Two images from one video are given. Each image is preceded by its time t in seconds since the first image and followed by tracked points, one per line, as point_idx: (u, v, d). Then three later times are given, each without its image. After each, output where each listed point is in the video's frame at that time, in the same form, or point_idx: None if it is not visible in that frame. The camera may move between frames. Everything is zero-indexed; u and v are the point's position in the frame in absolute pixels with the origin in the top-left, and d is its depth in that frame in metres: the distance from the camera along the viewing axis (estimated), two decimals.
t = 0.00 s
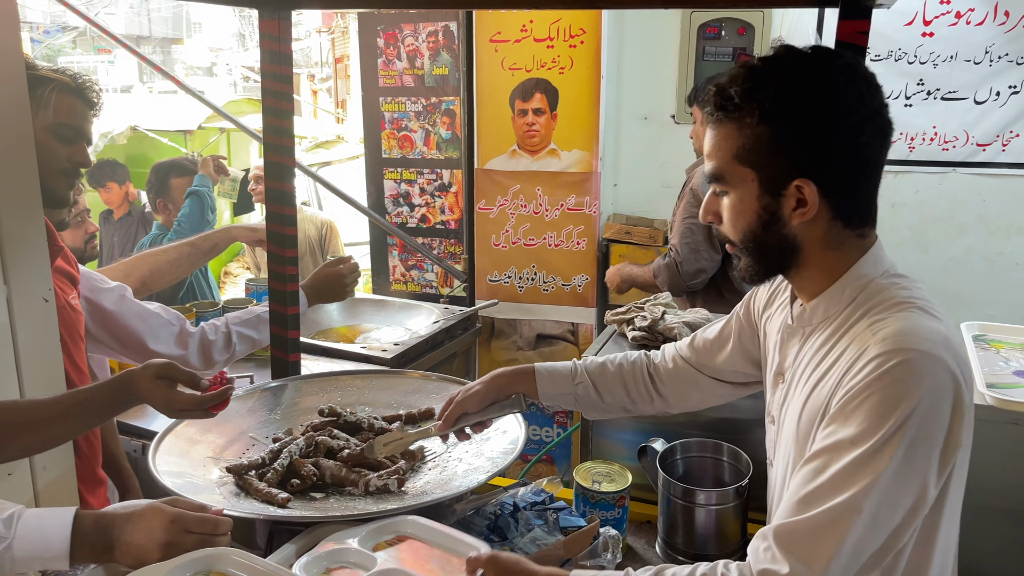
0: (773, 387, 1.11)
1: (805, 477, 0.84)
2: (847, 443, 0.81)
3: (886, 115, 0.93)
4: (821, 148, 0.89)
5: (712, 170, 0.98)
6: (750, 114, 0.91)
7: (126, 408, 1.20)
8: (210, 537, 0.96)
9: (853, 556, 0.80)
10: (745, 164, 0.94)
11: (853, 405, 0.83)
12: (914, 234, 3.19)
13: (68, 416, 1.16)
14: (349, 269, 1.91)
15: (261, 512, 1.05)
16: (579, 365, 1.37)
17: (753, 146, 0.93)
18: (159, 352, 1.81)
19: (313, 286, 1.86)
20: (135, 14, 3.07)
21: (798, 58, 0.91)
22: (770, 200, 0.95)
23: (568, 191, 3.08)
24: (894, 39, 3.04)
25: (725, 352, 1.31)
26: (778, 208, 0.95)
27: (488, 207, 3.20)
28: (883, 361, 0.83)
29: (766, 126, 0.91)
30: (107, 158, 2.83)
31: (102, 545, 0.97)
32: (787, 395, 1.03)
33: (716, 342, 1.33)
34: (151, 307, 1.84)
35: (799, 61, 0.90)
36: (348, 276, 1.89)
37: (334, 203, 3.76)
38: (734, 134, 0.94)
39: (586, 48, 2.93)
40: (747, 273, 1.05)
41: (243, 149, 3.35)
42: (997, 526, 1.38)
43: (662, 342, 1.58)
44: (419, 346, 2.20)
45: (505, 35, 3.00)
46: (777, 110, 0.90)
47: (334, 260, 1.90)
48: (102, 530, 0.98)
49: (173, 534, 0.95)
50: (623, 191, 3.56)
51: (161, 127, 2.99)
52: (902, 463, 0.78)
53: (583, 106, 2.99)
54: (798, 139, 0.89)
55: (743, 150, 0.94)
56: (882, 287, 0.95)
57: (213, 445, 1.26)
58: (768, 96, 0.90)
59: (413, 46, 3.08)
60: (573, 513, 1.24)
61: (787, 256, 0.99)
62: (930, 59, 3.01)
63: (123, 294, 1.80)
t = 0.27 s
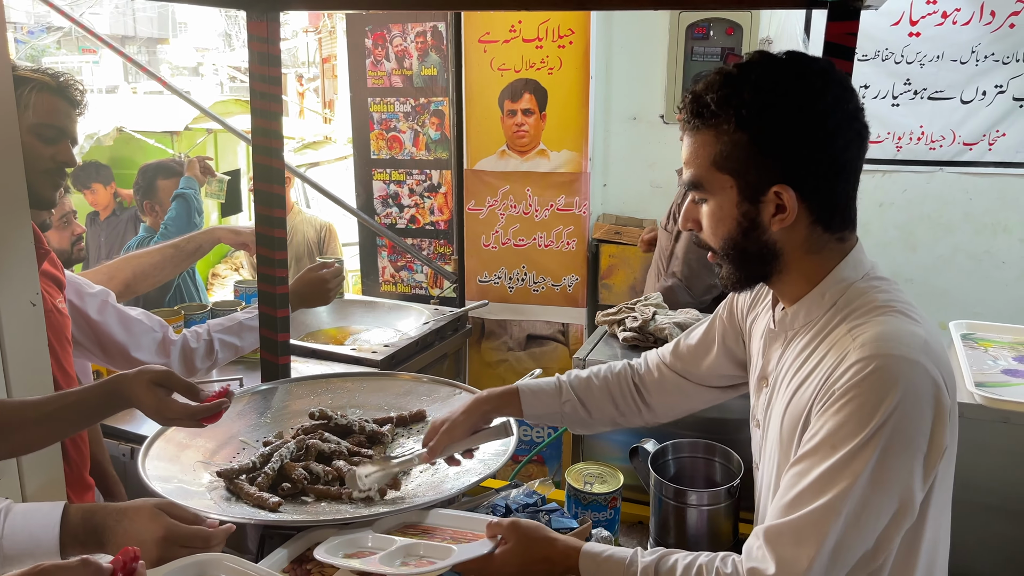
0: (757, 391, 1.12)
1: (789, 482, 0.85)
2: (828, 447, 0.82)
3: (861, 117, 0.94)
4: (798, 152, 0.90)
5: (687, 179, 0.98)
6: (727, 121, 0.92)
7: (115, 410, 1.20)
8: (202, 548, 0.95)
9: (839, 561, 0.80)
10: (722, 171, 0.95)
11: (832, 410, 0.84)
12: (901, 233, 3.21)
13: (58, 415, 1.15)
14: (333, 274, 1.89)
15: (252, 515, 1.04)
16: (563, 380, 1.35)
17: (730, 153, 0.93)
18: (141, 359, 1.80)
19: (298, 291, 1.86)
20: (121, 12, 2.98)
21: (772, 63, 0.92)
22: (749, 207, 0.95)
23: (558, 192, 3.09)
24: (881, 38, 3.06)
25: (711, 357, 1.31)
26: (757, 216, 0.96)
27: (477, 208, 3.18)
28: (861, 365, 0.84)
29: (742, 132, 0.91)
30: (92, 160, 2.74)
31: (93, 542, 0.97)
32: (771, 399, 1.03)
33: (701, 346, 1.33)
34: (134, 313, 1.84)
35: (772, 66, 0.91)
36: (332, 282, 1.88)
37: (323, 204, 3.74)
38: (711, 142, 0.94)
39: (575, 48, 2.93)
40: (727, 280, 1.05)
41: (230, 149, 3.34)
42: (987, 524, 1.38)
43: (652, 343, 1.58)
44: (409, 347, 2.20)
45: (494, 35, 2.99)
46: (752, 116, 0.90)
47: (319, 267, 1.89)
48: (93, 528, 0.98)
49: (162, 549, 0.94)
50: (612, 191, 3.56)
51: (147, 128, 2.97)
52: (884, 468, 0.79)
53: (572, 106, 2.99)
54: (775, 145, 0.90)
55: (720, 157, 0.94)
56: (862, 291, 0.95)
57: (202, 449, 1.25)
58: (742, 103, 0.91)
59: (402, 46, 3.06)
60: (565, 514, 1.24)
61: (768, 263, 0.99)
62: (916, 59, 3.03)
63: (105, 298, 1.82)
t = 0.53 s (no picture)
0: (739, 404, 1.12)
1: (775, 501, 0.85)
2: (813, 466, 0.82)
3: (842, 132, 0.93)
4: (776, 168, 0.90)
5: (668, 196, 0.98)
6: (706, 136, 0.92)
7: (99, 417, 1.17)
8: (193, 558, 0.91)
9: None
10: (703, 187, 0.95)
11: (817, 429, 0.83)
12: (889, 235, 3.22)
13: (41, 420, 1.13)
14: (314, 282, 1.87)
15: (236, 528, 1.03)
16: (546, 392, 1.33)
17: (710, 169, 0.93)
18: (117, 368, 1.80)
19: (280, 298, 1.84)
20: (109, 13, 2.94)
21: (751, 79, 0.92)
22: (729, 223, 0.95)
23: (546, 195, 3.08)
24: (869, 40, 3.06)
25: (694, 367, 1.31)
26: (737, 230, 0.95)
27: (466, 211, 3.16)
28: (845, 384, 0.83)
29: (722, 147, 0.91)
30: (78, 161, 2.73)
31: (87, 543, 0.96)
32: (756, 413, 1.03)
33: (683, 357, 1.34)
34: (112, 322, 1.84)
35: (751, 82, 0.91)
36: (313, 288, 1.86)
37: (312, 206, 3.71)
38: (691, 158, 0.94)
39: (563, 51, 2.93)
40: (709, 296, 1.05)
41: (217, 151, 3.30)
42: (974, 532, 1.38)
43: (640, 349, 1.58)
44: (397, 352, 2.19)
45: (482, 38, 2.98)
46: (731, 132, 0.90)
47: (296, 275, 1.88)
48: (85, 530, 0.96)
49: (152, 557, 0.91)
50: (601, 193, 3.56)
51: (135, 130, 2.99)
52: (869, 489, 0.78)
53: (561, 109, 2.98)
54: (754, 161, 0.90)
55: (700, 173, 0.94)
56: (844, 305, 0.95)
57: (186, 460, 1.24)
58: (721, 119, 0.91)
59: (390, 48, 3.05)
60: (552, 523, 1.23)
61: (751, 279, 0.99)
62: (904, 62, 3.04)
63: (84, 307, 1.83)
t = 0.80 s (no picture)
0: (730, 402, 1.12)
1: (763, 497, 0.84)
2: (803, 465, 0.81)
3: (840, 133, 0.94)
4: (776, 168, 0.89)
5: (664, 187, 0.97)
6: (707, 131, 0.91)
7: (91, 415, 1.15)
8: (196, 539, 0.92)
9: None
10: (700, 181, 0.94)
11: (809, 428, 0.83)
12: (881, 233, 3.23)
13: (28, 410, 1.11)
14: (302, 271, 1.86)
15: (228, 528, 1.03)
16: (498, 389, 1.30)
17: (707, 164, 0.92)
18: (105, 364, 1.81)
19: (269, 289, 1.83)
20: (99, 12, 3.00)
21: (756, 75, 0.91)
22: (724, 220, 0.94)
23: (539, 193, 3.08)
24: (860, 40, 3.07)
25: (670, 357, 1.29)
26: (732, 227, 0.95)
27: (458, 210, 3.17)
28: (839, 384, 0.83)
29: (722, 143, 0.90)
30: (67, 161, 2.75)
31: (87, 526, 0.94)
32: (746, 411, 1.03)
33: (656, 347, 1.31)
34: (99, 318, 1.86)
35: (756, 77, 0.90)
36: (301, 276, 1.85)
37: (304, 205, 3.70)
38: (690, 151, 0.93)
39: (555, 50, 2.93)
40: (699, 289, 1.05)
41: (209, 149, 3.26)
42: (967, 529, 1.39)
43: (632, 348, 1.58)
44: (389, 352, 2.18)
45: (474, 37, 2.97)
46: (732, 127, 0.89)
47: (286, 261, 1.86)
48: (86, 514, 0.94)
49: (155, 540, 0.90)
50: (594, 192, 3.56)
51: (125, 128, 2.95)
52: (858, 487, 0.78)
53: (553, 108, 2.98)
54: (753, 158, 0.89)
55: (698, 167, 0.93)
56: (839, 306, 0.95)
57: (177, 459, 1.23)
58: (723, 113, 0.90)
59: (381, 46, 3.04)
60: (544, 522, 1.24)
61: (738, 276, 0.99)
62: (894, 61, 3.05)
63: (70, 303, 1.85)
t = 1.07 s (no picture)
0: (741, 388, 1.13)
1: (770, 488, 0.85)
2: (809, 455, 0.82)
3: (851, 117, 0.95)
4: (800, 160, 0.90)
5: (676, 192, 0.96)
6: (727, 131, 0.90)
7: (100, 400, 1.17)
8: (198, 531, 0.92)
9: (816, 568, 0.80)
10: (721, 182, 0.93)
11: (816, 420, 0.84)
12: (880, 228, 3.24)
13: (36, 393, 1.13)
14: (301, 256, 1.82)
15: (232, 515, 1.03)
16: (587, 361, 1.37)
17: (728, 165, 0.91)
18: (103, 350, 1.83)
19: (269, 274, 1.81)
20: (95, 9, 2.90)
21: (766, 67, 0.91)
22: (751, 218, 0.94)
23: (539, 187, 3.08)
24: (860, 35, 3.08)
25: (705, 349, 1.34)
26: (759, 225, 0.95)
27: (457, 205, 3.18)
28: (846, 376, 0.84)
29: (743, 141, 0.89)
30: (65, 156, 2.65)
31: (87, 514, 0.93)
32: (754, 400, 1.04)
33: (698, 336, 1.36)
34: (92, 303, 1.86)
35: (766, 71, 0.90)
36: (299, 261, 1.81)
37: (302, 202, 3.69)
38: (707, 154, 0.92)
39: (555, 44, 2.93)
40: (715, 288, 1.04)
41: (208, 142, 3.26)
42: (970, 515, 1.39)
43: (634, 338, 1.58)
44: (390, 345, 2.18)
45: (473, 30, 2.99)
46: (751, 125, 0.89)
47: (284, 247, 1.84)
48: (90, 503, 0.93)
49: (158, 527, 0.90)
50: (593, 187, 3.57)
51: (123, 124, 2.95)
52: (865, 478, 0.79)
53: (552, 102, 2.98)
54: (777, 154, 0.89)
55: (717, 168, 0.92)
56: (849, 297, 0.96)
57: (180, 449, 1.23)
58: (741, 112, 0.89)
59: (381, 41, 3.03)
60: (548, 510, 1.24)
61: (763, 271, 0.99)
62: (894, 55, 3.05)
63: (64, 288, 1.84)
